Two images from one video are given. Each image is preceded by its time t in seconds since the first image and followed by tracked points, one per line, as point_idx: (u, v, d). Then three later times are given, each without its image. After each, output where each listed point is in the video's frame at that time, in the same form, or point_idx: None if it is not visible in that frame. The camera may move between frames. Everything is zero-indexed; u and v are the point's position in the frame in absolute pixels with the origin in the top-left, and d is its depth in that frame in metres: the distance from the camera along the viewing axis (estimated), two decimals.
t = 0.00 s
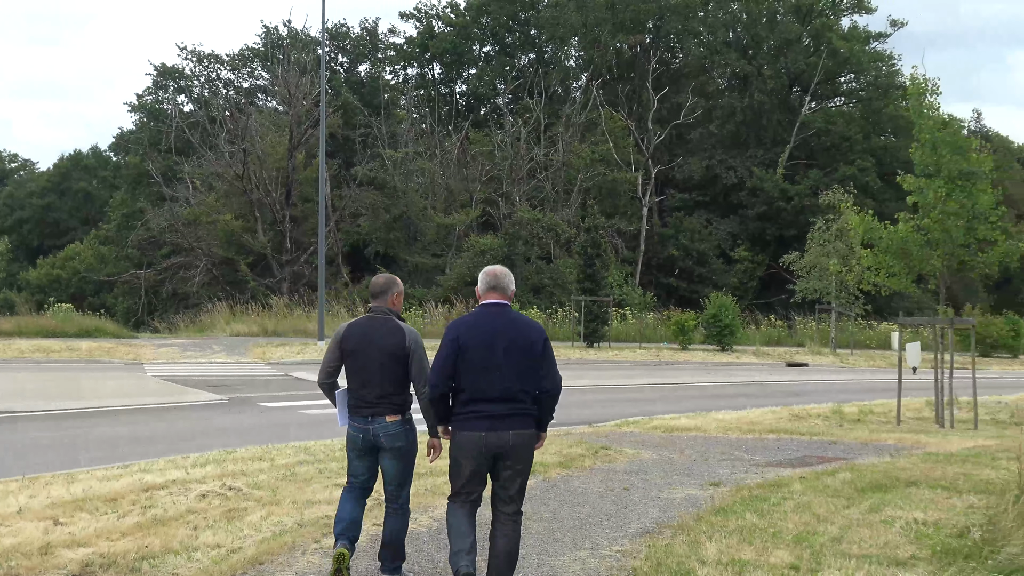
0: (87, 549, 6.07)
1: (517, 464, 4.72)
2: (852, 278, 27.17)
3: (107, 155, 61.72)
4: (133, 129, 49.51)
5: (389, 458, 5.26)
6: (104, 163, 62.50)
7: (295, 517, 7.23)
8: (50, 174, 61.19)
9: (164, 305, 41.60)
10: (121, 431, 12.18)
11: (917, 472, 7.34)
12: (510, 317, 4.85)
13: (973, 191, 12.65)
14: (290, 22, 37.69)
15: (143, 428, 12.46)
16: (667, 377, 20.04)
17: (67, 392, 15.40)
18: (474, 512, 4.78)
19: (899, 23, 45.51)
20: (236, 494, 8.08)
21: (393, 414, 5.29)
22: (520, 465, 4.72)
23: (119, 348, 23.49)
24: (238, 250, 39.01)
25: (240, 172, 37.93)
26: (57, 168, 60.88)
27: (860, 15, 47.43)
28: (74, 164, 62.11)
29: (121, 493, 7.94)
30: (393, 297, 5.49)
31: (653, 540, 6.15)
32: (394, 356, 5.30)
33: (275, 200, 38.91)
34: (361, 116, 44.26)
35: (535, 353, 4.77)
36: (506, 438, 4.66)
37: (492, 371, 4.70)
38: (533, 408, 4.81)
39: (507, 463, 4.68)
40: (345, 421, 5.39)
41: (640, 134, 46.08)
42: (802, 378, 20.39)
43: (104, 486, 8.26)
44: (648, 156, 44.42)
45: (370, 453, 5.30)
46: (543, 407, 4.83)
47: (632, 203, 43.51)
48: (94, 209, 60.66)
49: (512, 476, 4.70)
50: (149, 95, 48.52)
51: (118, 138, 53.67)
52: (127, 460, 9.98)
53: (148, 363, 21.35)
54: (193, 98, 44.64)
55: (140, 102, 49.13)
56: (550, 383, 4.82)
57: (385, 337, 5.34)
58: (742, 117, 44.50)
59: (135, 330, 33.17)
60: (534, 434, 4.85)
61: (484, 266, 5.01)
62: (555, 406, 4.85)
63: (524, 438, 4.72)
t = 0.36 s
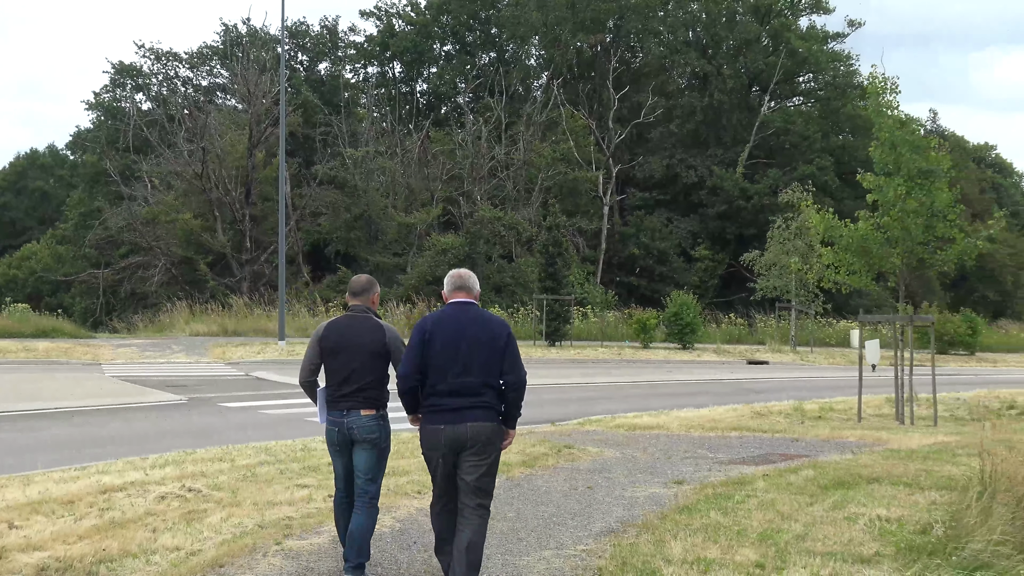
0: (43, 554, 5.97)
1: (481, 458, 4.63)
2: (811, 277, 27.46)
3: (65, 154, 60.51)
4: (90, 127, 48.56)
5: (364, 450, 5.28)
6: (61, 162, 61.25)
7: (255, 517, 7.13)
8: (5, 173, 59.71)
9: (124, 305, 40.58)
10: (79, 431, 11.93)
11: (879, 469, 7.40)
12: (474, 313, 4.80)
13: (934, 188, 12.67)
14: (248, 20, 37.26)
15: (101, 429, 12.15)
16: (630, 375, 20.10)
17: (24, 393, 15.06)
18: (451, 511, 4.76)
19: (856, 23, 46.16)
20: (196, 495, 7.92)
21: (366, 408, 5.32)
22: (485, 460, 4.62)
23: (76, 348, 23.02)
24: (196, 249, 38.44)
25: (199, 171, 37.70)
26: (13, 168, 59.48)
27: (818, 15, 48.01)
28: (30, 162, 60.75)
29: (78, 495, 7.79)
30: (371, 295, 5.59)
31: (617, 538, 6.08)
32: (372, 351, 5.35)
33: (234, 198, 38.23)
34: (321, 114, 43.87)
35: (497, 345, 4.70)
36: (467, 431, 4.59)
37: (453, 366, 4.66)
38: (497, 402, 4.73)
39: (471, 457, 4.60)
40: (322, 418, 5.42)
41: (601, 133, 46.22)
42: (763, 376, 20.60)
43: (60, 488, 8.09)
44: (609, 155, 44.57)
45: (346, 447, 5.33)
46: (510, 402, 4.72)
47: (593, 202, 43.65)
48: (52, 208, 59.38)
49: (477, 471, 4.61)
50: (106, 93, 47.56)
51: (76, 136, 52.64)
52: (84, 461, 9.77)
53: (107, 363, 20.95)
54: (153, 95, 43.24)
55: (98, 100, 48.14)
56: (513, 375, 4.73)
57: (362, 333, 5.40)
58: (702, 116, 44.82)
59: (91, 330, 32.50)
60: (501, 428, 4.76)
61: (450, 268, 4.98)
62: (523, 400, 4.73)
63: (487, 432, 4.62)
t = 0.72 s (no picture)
0: (7, 559, 5.79)
1: (452, 456, 4.67)
2: (787, 276, 27.61)
3: (36, 151, 59.55)
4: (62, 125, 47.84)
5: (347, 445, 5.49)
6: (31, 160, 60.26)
7: (226, 519, 6.98)
8: None
9: (97, 304, 39.88)
10: (46, 432, 11.66)
11: (856, 468, 7.38)
12: (441, 312, 4.82)
13: (910, 186, 12.74)
14: (222, 17, 36.89)
15: (70, 430, 11.87)
16: (607, 374, 20.07)
17: None
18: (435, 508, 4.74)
19: (830, 22, 46.52)
20: (167, 497, 7.74)
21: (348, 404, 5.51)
22: (456, 457, 4.66)
23: (46, 347, 22.58)
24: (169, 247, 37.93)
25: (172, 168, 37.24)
26: None
27: (792, 14, 48.27)
28: None
29: (45, 498, 7.60)
30: (344, 293, 5.73)
31: (594, 540, 5.98)
32: (347, 349, 5.51)
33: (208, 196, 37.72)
34: (296, 112, 43.55)
35: (461, 345, 4.69)
36: (434, 430, 4.65)
37: (421, 367, 4.73)
38: (468, 399, 4.71)
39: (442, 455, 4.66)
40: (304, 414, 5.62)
41: (577, 131, 46.16)
42: (739, 374, 20.64)
43: (27, 490, 7.89)
44: (585, 153, 44.58)
45: (330, 441, 5.54)
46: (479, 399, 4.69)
47: (569, 200, 43.63)
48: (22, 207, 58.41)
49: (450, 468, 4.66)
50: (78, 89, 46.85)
51: (48, 134, 51.84)
52: (53, 463, 9.55)
53: (78, 362, 20.59)
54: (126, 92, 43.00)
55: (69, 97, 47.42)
56: (481, 371, 4.68)
57: (337, 330, 5.55)
58: (678, 114, 44.97)
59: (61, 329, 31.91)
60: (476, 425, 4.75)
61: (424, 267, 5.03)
62: (492, 396, 4.68)
63: (455, 429, 4.66)
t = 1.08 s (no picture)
0: None
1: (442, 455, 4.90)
2: (767, 275, 27.67)
3: (13, 150, 58.68)
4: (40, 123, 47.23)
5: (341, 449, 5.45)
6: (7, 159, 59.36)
7: (201, 525, 6.81)
8: None
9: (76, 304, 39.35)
10: (21, 435, 11.42)
11: (839, 470, 7.32)
12: (433, 316, 5.09)
13: (891, 185, 12.72)
14: (201, 15, 36.52)
15: (45, 432, 11.61)
16: (590, 374, 20.00)
17: None
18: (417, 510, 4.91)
19: (811, 21, 46.68)
20: (141, 503, 7.56)
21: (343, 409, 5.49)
22: (445, 455, 4.90)
23: (22, 348, 22.21)
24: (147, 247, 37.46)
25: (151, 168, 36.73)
26: None
27: (772, 12, 48.36)
28: None
29: (17, 503, 7.40)
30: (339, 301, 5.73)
31: (575, 546, 5.86)
32: (345, 353, 5.49)
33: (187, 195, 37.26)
34: (276, 110, 43.21)
35: (452, 347, 4.95)
36: (426, 430, 4.86)
37: (413, 367, 4.96)
38: (457, 400, 4.96)
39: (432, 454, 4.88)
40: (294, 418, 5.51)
41: (557, 129, 46.03)
42: (721, 373, 20.64)
43: None
44: (565, 152, 44.52)
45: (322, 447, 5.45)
46: (468, 400, 4.95)
47: (549, 199, 43.53)
48: None
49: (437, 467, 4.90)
50: (55, 88, 46.24)
51: (25, 132, 51.14)
52: (28, 467, 9.34)
53: (55, 363, 20.27)
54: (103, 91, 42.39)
55: (47, 95, 46.80)
56: (470, 374, 4.95)
57: (334, 337, 5.53)
58: (659, 113, 45.01)
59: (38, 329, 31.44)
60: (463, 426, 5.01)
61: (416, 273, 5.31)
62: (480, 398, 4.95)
63: (447, 429, 4.90)
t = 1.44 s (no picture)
0: None
1: (446, 449, 5.14)
2: (753, 275, 27.70)
3: None
4: (23, 121, 46.71)
5: (339, 442, 5.65)
6: None
7: (181, 527, 6.69)
8: None
9: (59, 303, 38.95)
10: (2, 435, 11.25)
11: (823, 469, 7.29)
12: (438, 315, 5.31)
13: (875, 184, 12.74)
14: (184, 12, 36.17)
15: (24, 433, 11.43)
16: (575, 373, 19.93)
17: None
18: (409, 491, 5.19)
19: (795, 20, 46.84)
20: (121, 504, 7.42)
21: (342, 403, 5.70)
22: (449, 450, 5.14)
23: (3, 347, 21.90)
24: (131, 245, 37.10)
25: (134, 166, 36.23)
26: None
27: (757, 11, 48.45)
28: None
29: None
30: (344, 299, 5.97)
31: (559, 546, 5.78)
32: (349, 349, 5.74)
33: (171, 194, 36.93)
34: (260, 108, 42.93)
35: (460, 347, 5.19)
36: (433, 425, 5.09)
37: (421, 366, 5.17)
38: (461, 398, 5.22)
39: (437, 449, 5.12)
40: (296, 411, 5.73)
41: (543, 128, 45.96)
42: (706, 372, 20.63)
43: None
44: (551, 151, 44.42)
45: (321, 438, 5.66)
46: (472, 397, 5.22)
47: (535, 198, 43.46)
48: None
49: (441, 462, 5.13)
50: (39, 85, 45.72)
51: (8, 129, 50.55)
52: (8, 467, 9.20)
53: (36, 362, 20.01)
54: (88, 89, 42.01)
55: (30, 92, 46.27)
56: (476, 374, 5.21)
57: (339, 334, 5.76)
58: (644, 111, 45.04)
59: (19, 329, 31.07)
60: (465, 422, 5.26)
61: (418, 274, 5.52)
62: (484, 394, 5.23)
63: (451, 425, 5.14)
